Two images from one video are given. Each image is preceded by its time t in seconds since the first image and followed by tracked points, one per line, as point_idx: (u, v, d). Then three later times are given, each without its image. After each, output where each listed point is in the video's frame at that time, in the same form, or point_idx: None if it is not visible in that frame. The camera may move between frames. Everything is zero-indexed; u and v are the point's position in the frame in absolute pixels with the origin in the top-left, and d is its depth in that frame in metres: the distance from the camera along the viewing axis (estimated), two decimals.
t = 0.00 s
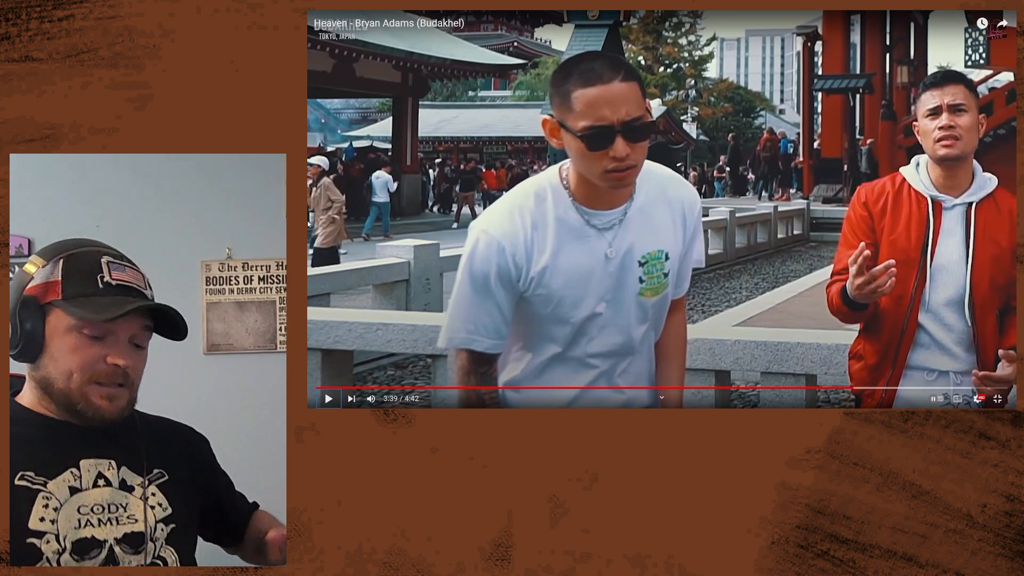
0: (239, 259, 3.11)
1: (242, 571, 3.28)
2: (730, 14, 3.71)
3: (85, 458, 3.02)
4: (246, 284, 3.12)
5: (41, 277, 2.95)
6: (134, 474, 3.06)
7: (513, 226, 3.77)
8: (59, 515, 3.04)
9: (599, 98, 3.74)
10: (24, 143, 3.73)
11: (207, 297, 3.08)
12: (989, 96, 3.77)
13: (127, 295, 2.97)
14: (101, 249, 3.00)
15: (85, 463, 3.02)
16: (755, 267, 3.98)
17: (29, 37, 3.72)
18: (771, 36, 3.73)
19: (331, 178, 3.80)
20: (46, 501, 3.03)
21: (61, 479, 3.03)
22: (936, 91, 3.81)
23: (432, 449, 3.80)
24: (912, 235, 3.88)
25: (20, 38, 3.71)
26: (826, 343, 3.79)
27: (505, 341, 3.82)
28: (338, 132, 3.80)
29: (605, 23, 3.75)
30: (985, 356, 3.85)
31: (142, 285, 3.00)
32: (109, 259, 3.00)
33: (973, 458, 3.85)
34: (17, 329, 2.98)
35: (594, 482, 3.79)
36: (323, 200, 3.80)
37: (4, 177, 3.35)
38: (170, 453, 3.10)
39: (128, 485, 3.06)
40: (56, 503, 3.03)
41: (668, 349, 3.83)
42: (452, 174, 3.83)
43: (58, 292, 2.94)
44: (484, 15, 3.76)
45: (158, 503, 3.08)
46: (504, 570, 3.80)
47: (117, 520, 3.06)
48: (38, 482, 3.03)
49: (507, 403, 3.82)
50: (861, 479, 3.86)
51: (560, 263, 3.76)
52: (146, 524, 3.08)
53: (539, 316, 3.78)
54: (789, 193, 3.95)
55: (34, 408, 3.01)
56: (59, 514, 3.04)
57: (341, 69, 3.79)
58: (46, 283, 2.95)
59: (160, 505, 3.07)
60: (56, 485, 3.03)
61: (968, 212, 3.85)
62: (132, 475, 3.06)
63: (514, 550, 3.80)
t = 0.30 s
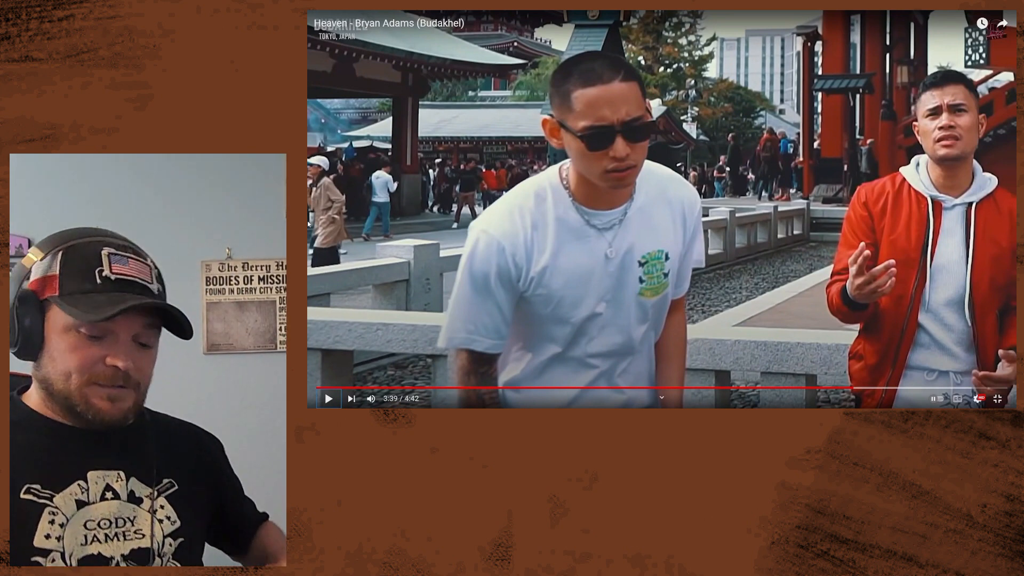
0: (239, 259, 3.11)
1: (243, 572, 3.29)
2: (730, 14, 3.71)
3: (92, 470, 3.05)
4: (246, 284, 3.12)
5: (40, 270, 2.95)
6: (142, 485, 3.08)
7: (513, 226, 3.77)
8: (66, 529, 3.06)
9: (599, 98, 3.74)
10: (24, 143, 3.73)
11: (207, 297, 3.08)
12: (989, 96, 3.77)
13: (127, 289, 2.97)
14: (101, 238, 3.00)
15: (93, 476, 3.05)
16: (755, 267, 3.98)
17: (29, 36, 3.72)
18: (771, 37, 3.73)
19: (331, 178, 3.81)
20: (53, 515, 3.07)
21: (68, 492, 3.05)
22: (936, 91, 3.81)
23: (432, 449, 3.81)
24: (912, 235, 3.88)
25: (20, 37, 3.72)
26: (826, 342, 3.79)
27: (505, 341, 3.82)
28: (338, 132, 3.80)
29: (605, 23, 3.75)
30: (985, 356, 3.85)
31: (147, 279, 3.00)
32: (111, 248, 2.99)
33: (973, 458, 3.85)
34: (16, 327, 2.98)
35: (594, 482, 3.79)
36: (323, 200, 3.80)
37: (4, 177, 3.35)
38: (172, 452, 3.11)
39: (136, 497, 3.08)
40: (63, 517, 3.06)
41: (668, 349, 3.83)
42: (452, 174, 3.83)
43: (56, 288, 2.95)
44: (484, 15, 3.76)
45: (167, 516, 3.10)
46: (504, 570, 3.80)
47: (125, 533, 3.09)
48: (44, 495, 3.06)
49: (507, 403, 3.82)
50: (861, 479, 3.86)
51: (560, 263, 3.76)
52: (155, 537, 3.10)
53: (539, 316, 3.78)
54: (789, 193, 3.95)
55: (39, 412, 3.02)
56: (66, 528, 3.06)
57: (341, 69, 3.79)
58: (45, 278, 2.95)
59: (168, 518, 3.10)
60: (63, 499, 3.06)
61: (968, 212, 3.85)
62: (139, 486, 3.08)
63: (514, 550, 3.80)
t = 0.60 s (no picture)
0: (239, 259, 3.32)
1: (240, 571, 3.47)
2: (730, 13, 3.71)
3: (103, 479, 3.32)
4: (247, 284, 3.33)
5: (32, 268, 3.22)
6: (157, 496, 3.34)
7: (513, 226, 3.77)
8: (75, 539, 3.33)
9: (599, 98, 3.74)
10: (24, 143, 3.73)
11: (207, 297, 3.29)
12: (989, 96, 3.77)
13: (105, 288, 3.24)
14: (98, 231, 3.25)
15: (105, 487, 3.32)
16: (755, 267, 3.98)
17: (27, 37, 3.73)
18: (771, 36, 3.73)
19: (331, 177, 3.80)
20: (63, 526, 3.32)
21: (78, 502, 3.31)
22: (936, 91, 3.81)
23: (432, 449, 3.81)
24: (912, 235, 3.88)
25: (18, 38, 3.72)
26: (826, 342, 3.79)
27: (505, 341, 3.82)
28: (338, 132, 3.80)
29: (605, 23, 3.75)
30: (985, 356, 3.85)
31: (126, 275, 3.25)
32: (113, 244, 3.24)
33: (973, 458, 3.86)
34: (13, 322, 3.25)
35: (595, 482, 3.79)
36: (323, 200, 3.80)
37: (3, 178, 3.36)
38: (186, 443, 3.37)
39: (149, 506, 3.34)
40: (71, 530, 3.32)
41: (668, 349, 3.83)
42: (452, 174, 3.84)
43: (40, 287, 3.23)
44: (484, 15, 3.76)
45: (178, 528, 3.37)
46: (504, 570, 3.80)
47: (136, 542, 3.36)
48: (52, 506, 3.32)
49: (507, 403, 3.82)
50: (861, 479, 3.86)
51: (560, 263, 3.76)
52: (166, 546, 3.38)
53: (539, 316, 3.78)
54: (789, 193, 3.95)
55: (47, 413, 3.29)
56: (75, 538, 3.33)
57: (341, 69, 3.79)
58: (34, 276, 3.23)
59: (179, 531, 3.37)
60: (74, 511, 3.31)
61: (968, 212, 3.85)
62: (152, 495, 3.34)
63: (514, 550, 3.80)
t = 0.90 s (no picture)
0: (239, 259, 3.32)
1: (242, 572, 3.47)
2: (730, 13, 3.71)
3: (96, 484, 3.32)
4: (247, 283, 3.33)
5: None
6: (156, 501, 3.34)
7: (513, 226, 3.77)
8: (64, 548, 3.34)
9: (599, 98, 3.74)
10: (24, 143, 3.73)
11: (207, 297, 3.29)
12: (989, 96, 3.77)
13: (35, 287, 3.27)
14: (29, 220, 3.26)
15: (99, 492, 3.32)
16: (755, 267, 3.98)
17: (29, 37, 3.74)
18: (771, 36, 3.73)
19: (331, 177, 3.80)
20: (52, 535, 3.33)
21: (68, 510, 3.32)
22: (936, 91, 3.81)
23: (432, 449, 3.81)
24: (912, 235, 3.88)
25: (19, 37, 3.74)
26: (826, 342, 3.79)
27: (505, 341, 3.82)
28: (338, 133, 3.80)
29: (605, 23, 3.75)
30: (985, 356, 3.85)
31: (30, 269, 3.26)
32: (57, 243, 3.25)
33: (973, 458, 3.85)
34: None
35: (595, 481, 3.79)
36: (323, 200, 3.79)
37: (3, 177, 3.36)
38: (186, 444, 3.37)
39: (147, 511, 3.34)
40: (60, 540, 3.33)
41: (668, 349, 3.83)
42: (452, 174, 3.84)
43: None
44: (484, 15, 3.76)
45: (176, 536, 3.37)
46: (504, 570, 3.80)
47: (131, 549, 3.36)
48: (42, 515, 3.33)
49: (507, 403, 3.82)
50: (861, 479, 3.86)
51: (560, 263, 3.76)
52: (163, 553, 3.38)
53: (539, 316, 3.78)
54: (789, 193, 3.95)
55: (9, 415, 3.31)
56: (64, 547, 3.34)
57: (341, 69, 3.79)
58: None
59: (178, 538, 3.37)
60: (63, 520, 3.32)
61: (968, 212, 3.85)
62: (149, 499, 3.33)
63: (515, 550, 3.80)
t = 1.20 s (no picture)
0: (239, 259, 3.32)
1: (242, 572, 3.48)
2: (730, 13, 3.70)
3: (72, 486, 3.32)
4: (247, 283, 3.33)
5: None
6: (139, 500, 3.33)
7: (513, 226, 3.77)
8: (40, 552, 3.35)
9: (599, 98, 3.74)
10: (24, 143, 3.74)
11: (207, 297, 3.30)
12: (989, 96, 3.77)
13: None
14: None
15: (75, 492, 3.32)
16: (755, 267, 3.98)
17: (30, 37, 3.75)
18: (771, 36, 3.73)
19: (331, 177, 3.80)
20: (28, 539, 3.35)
21: (45, 513, 3.33)
22: (936, 91, 3.81)
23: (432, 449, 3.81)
24: (912, 235, 3.88)
25: (20, 37, 3.75)
26: (826, 342, 3.79)
27: (505, 341, 3.82)
28: (338, 132, 3.80)
29: (605, 23, 3.75)
30: (985, 356, 3.85)
31: None
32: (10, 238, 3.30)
33: (973, 458, 3.85)
34: None
35: (595, 481, 3.79)
36: (323, 200, 3.79)
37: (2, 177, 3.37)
38: (184, 444, 3.36)
39: (128, 511, 3.33)
40: (36, 544, 3.35)
41: (668, 349, 3.83)
42: (452, 174, 3.84)
43: None
44: (484, 15, 3.76)
45: (159, 535, 3.37)
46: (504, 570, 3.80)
47: (111, 550, 3.35)
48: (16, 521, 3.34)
49: (507, 403, 3.82)
50: (861, 479, 3.86)
51: (560, 263, 3.76)
52: (145, 553, 3.37)
53: (539, 316, 3.78)
54: (789, 193, 3.95)
55: None
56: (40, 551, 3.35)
57: (341, 69, 3.79)
58: None
59: (161, 537, 3.37)
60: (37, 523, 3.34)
61: (968, 212, 3.85)
62: (128, 499, 3.33)
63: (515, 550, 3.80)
